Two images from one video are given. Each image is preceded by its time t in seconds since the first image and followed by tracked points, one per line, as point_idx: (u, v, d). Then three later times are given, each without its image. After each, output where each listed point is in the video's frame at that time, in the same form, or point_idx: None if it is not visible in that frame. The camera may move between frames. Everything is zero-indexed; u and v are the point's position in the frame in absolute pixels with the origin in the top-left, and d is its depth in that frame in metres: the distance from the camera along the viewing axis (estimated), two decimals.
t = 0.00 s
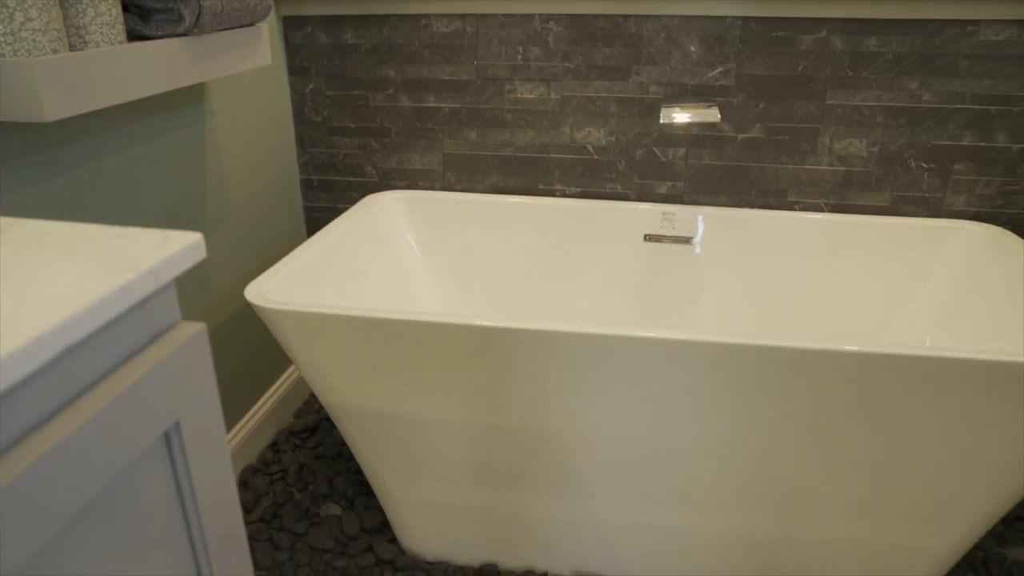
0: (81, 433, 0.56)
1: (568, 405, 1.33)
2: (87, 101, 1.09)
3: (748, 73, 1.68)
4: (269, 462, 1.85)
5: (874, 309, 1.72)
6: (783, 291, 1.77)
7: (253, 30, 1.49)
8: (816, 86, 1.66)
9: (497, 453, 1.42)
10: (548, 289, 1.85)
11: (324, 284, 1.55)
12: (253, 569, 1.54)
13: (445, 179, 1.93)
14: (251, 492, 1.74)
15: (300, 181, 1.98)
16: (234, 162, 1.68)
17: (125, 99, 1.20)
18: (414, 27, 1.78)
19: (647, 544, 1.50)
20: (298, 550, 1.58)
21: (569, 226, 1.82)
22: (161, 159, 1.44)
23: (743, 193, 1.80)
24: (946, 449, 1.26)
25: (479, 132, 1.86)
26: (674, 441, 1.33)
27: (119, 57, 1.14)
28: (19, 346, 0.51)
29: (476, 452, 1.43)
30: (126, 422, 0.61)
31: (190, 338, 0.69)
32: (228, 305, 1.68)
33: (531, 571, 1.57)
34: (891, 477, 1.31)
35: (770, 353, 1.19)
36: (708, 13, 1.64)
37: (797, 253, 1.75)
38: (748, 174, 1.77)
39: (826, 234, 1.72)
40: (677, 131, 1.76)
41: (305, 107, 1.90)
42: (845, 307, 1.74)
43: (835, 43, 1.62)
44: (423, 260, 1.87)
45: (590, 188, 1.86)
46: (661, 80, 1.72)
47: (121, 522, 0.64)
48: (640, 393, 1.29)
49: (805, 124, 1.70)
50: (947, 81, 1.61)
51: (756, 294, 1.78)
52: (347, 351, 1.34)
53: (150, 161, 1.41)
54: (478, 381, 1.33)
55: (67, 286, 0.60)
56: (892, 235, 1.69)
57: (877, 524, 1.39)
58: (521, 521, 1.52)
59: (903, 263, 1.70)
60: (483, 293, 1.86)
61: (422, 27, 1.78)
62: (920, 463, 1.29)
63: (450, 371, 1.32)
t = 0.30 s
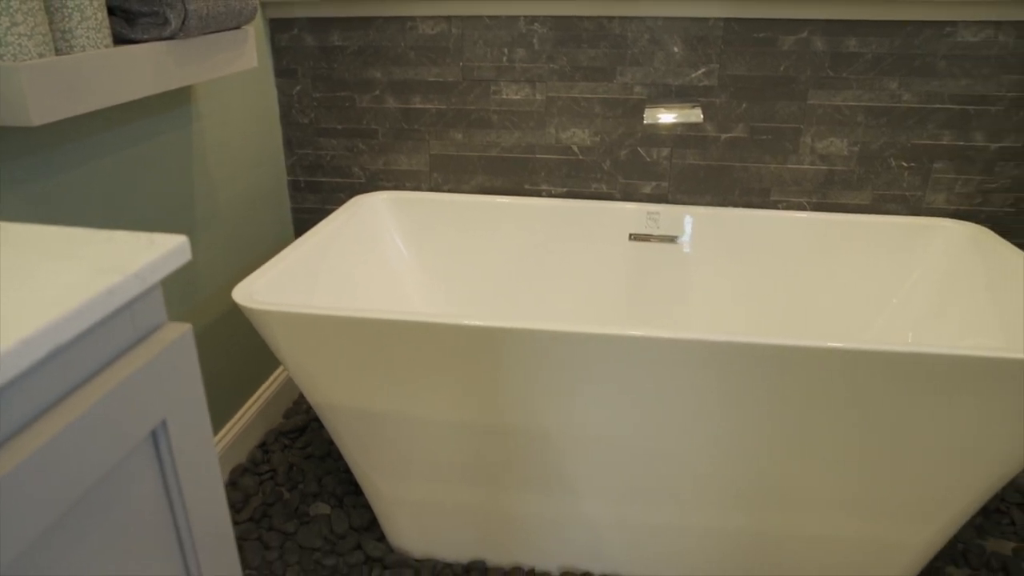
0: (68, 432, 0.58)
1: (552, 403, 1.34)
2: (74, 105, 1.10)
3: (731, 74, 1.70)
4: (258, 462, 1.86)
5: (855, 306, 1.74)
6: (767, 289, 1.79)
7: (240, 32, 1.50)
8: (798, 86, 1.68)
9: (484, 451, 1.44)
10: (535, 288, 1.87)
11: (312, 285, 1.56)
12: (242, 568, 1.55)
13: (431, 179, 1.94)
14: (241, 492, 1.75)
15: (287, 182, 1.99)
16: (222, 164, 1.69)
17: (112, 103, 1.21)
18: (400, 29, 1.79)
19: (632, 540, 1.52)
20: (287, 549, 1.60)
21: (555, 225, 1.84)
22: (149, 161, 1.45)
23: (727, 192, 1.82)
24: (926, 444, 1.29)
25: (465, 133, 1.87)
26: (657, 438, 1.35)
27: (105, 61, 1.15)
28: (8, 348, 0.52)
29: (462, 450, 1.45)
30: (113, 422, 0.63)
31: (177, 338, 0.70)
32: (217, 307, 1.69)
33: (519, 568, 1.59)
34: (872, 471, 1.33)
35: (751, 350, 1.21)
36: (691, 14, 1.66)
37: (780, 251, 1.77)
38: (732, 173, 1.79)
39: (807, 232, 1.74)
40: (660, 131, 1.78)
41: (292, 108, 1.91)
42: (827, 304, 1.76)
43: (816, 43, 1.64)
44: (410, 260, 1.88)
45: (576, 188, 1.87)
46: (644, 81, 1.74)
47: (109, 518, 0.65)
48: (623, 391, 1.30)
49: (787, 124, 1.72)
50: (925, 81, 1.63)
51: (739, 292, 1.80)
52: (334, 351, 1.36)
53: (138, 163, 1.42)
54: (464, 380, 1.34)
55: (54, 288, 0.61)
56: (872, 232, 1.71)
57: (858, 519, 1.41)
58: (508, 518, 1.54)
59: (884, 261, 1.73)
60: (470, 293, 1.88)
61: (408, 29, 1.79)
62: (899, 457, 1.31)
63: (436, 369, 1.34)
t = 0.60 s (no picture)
0: (57, 433, 0.59)
1: (539, 402, 1.36)
2: (60, 110, 1.11)
3: (716, 76, 1.72)
4: (248, 463, 1.87)
5: (839, 304, 1.76)
6: (752, 288, 1.81)
7: (227, 36, 1.51)
8: (782, 87, 1.70)
9: (471, 450, 1.45)
10: (522, 289, 1.88)
11: (301, 287, 1.57)
12: (232, 569, 1.56)
13: (419, 181, 1.95)
14: (231, 493, 1.75)
15: (276, 184, 2.00)
16: (211, 166, 1.70)
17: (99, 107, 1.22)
18: (387, 31, 1.81)
19: (619, 538, 1.54)
20: (277, 549, 1.61)
21: (542, 226, 1.85)
22: (138, 165, 1.46)
23: (712, 193, 1.84)
24: (906, 442, 1.30)
25: (452, 135, 1.88)
26: (642, 436, 1.37)
27: (92, 66, 1.16)
28: None
29: (450, 450, 1.46)
30: (101, 423, 0.64)
31: (164, 340, 0.71)
32: (206, 309, 1.70)
33: (507, 567, 1.60)
34: (854, 467, 1.35)
35: (734, 349, 1.23)
36: (675, 17, 1.67)
37: (764, 250, 1.79)
38: (717, 174, 1.81)
39: (791, 231, 1.76)
40: (646, 132, 1.80)
41: (280, 111, 1.92)
42: (811, 303, 1.78)
43: (799, 45, 1.66)
44: (399, 261, 1.89)
45: (563, 189, 1.89)
46: (630, 83, 1.76)
47: (98, 517, 0.66)
48: (609, 390, 1.32)
49: (772, 125, 1.74)
50: (907, 82, 1.65)
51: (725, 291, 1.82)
52: (322, 352, 1.37)
53: (127, 167, 1.43)
54: (451, 380, 1.36)
55: (42, 292, 0.62)
56: (855, 232, 1.74)
57: (841, 515, 1.43)
58: (496, 517, 1.55)
59: (868, 260, 1.75)
60: (458, 294, 1.89)
61: (395, 31, 1.80)
62: (880, 455, 1.33)
63: (424, 370, 1.35)
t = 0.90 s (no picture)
0: (38, 437, 0.60)
1: (516, 403, 1.38)
2: (41, 118, 1.12)
3: (691, 79, 1.74)
4: (231, 465, 1.88)
5: (812, 303, 1.80)
6: (728, 288, 1.84)
7: (206, 43, 1.52)
8: (756, 90, 1.73)
9: (452, 451, 1.47)
10: (503, 291, 1.91)
11: (283, 291, 1.58)
12: (216, 571, 1.57)
13: (400, 184, 1.97)
14: (215, 495, 1.77)
15: (258, 189, 2.01)
16: (192, 172, 1.71)
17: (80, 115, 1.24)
18: (367, 37, 1.82)
19: (597, 535, 1.56)
20: (261, 550, 1.62)
21: (521, 228, 1.87)
22: (120, 171, 1.47)
23: (689, 194, 1.86)
24: (876, 438, 1.34)
25: (432, 139, 1.90)
26: (619, 435, 1.39)
27: (73, 74, 1.18)
28: None
29: (431, 451, 1.48)
30: (81, 427, 0.65)
31: (142, 346, 0.73)
32: (188, 313, 1.71)
33: (488, 565, 1.62)
34: (827, 464, 1.38)
35: (707, 349, 1.25)
36: (650, 21, 1.70)
37: (740, 250, 1.82)
38: (693, 176, 1.84)
39: (766, 232, 1.79)
40: (623, 135, 1.82)
41: (261, 116, 1.93)
42: (787, 302, 1.81)
43: (772, 49, 1.69)
44: (380, 265, 1.91)
45: (542, 192, 1.91)
46: (607, 86, 1.78)
47: (81, 519, 0.68)
48: (585, 390, 1.34)
49: (747, 127, 1.77)
50: (877, 85, 1.69)
51: (701, 291, 1.85)
52: (304, 356, 1.38)
53: (109, 173, 1.44)
54: (431, 382, 1.37)
55: (23, 300, 0.64)
56: (828, 231, 1.77)
57: (815, 511, 1.46)
58: (477, 516, 1.57)
59: (841, 260, 1.78)
60: (440, 296, 1.91)
61: (375, 37, 1.82)
62: (851, 451, 1.36)
63: (404, 372, 1.37)
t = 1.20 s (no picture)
0: (19, 446, 0.62)
1: (492, 405, 1.40)
2: (17, 129, 1.13)
3: (662, 84, 1.78)
4: (212, 470, 1.89)
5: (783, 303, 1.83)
6: (700, 289, 1.87)
7: (181, 52, 1.54)
8: (726, 95, 1.77)
9: (430, 453, 1.49)
10: (480, 294, 1.93)
11: (261, 297, 1.59)
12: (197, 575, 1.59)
13: (377, 189, 1.99)
14: (196, 500, 1.78)
15: (235, 194, 2.02)
16: (169, 179, 1.72)
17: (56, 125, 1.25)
18: (343, 44, 1.84)
19: (574, 533, 1.59)
20: (242, 554, 1.64)
21: (497, 232, 1.90)
22: (97, 179, 1.48)
23: (662, 197, 1.90)
24: (844, 435, 1.37)
25: (408, 144, 1.92)
26: (593, 434, 1.42)
27: (48, 85, 1.18)
28: None
29: (409, 453, 1.50)
30: (62, 436, 0.67)
31: (120, 355, 0.74)
32: (166, 320, 1.72)
33: (467, 565, 1.65)
34: (797, 460, 1.42)
35: (677, 350, 1.28)
36: (621, 27, 1.73)
37: (713, 251, 1.85)
38: (666, 179, 1.87)
39: (737, 233, 1.83)
40: (596, 139, 1.85)
41: (238, 122, 1.94)
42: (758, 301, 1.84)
43: (741, 54, 1.73)
44: (359, 269, 1.93)
45: (517, 195, 1.94)
46: (580, 91, 1.81)
47: (63, 523, 0.70)
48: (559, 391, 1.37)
49: (718, 131, 1.80)
50: (844, 89, 1.73)
51: (675, 292, 1.88)
52: (282, 361, 1.40)
53: (86, 182, 1.45)
54: (409, 385, 1.39)
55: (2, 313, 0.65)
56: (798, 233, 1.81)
57: (786, 506, 1.49)
58: (455, 517, 1.59)
59: (811, 260, 1.82)
60: (418, 301, 1.93)
61: (350, 43, 1.84)
62: (820, 447, 1.39)
63: (382, 376, 1.39)
